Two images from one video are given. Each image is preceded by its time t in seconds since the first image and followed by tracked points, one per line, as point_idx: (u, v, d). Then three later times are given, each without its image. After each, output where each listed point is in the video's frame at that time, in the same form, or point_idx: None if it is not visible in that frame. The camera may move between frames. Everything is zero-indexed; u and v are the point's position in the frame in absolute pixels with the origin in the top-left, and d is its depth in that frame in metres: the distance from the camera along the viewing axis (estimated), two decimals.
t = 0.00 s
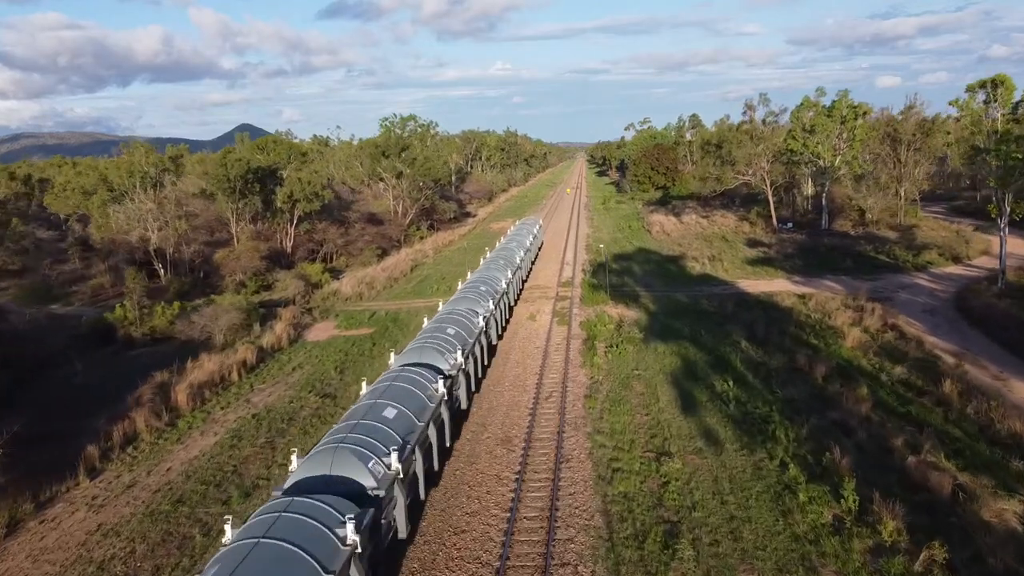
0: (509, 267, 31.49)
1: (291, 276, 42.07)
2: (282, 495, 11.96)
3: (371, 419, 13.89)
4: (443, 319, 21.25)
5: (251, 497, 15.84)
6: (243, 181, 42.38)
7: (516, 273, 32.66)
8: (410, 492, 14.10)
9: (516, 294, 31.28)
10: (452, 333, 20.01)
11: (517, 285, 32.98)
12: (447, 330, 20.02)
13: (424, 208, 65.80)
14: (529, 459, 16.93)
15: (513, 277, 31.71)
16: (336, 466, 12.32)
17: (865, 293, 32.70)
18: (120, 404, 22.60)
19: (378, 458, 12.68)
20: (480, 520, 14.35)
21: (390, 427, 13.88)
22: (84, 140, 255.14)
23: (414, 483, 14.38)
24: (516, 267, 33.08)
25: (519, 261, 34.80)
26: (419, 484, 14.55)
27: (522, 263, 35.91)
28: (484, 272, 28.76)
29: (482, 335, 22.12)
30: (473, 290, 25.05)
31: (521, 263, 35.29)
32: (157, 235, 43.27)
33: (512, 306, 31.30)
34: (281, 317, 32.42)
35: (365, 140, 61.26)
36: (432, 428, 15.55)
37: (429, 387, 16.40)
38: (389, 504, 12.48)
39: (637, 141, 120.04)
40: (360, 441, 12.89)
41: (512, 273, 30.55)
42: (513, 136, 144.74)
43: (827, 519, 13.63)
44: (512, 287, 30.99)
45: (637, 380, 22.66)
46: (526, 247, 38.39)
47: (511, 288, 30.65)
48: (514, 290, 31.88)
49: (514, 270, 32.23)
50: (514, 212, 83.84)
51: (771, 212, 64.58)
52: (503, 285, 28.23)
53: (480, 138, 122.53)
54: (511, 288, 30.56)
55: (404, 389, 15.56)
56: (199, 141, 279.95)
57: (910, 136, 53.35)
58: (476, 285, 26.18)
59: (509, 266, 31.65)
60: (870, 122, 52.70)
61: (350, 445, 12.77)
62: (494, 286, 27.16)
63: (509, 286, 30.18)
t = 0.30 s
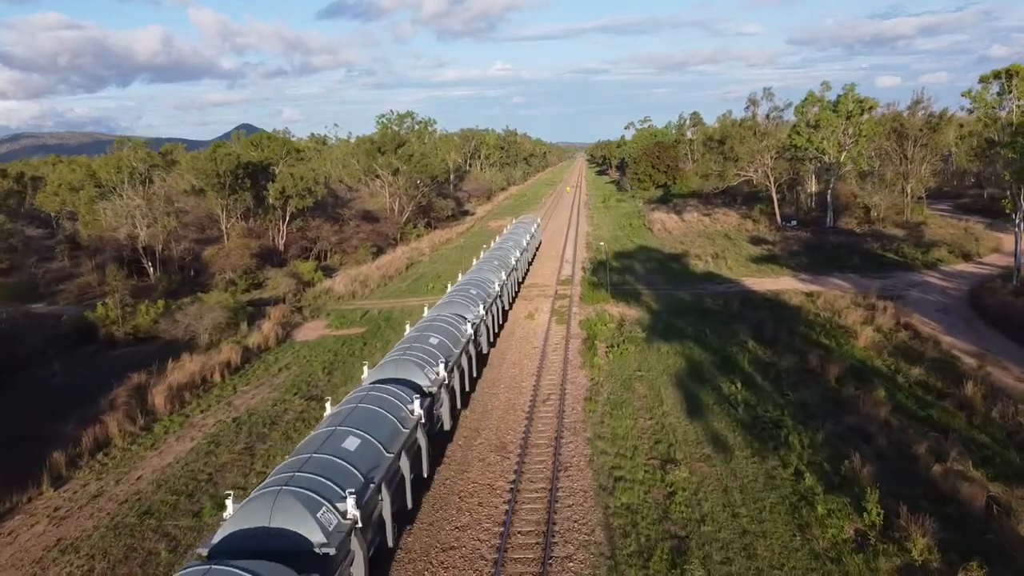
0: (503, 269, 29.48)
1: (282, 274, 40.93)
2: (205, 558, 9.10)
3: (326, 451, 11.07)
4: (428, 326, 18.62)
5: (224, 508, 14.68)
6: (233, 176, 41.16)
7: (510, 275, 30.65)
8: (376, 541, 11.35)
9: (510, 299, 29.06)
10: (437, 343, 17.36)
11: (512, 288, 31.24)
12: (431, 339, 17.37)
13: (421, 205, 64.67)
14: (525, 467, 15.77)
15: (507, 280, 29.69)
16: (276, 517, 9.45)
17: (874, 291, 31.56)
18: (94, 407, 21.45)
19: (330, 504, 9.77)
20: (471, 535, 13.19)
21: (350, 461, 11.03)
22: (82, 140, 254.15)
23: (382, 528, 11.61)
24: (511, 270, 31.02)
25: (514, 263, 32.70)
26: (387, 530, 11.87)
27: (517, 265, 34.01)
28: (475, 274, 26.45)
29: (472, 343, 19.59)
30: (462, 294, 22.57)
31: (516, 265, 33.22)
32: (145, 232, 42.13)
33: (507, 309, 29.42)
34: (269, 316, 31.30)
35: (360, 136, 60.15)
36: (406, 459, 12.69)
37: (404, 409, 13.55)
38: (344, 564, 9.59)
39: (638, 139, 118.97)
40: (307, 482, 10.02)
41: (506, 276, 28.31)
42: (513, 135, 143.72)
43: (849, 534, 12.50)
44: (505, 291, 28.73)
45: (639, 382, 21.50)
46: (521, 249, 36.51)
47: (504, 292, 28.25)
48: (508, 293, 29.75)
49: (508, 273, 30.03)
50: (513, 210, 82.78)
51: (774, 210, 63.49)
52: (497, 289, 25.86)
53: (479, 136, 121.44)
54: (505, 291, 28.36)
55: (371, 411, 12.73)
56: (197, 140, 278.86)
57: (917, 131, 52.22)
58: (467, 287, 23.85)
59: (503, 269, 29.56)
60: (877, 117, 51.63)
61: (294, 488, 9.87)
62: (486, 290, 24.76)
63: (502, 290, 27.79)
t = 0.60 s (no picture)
0: (495, 273, 27.84)
1: (273, 273, 39.76)
2: None
3: (261, 504, 9.52)
4: (404, 340, 17.00)
5: (194, 523, 13.51)
6: (223, 173, 39.94)
7: (504, 279, 29.05)
8: None
9: (503, 305, 27.43)
10: (412, 361, 15.73)
11: (506, 293, 29.73)
12: (406, 357, 15.75)
13: (417, 204, 63.47)
14: (520, 477, 14.64)
15: (500, 285, 28.08)
16: None
17: (886, 290, 30.40)
18: (66, 411, 20.28)
19: None
20: (459, 554, 12.04)
21: (290, 517, 9.46)
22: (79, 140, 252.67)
23: None
24: (504, 273, 29.44)
25: (508, 267, 31.04)
26: None
27: (511, 268, 32.45)
28: (463, 279, 24.80)
29: (455, 357, 17.97)
30: (447, 302, 20.93)
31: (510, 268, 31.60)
32: (133, 230, 40.94)
33: (501, 314, 27.86)
34: (257, 316, 30.14)
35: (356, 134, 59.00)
36: (365, 504, 11.16)
37: (365, 444, 11.96)
38: None
39: (638, 139, 117.77)
40: (229, 549, 8.43)
41: (498, 281, 26.65)
42: (512, 135, 142.48)
43: (875, 554, 11.35)
44: (498, 296, 27.06)
45: (642, 385, 20.36)
46: (517, 252, 34.94)
47: (497, 298, 26.63)
48: (501, 299, 28.11)
49: (500, 278, 28.37)
50: (513, 210, 81.55)
51: (777, 209, 62.35)
52: (487, 295, 24.20)
53: (478, 136, 120.11)
54: (497, 296, 26.69)
55: (323, 451, 11.18)
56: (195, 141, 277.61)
57: (925, 128, 51.08)
58: (453, 294, 22.22)
59: (495, 273, 27.91)
60: (883, 114, 50.50)
61: (211, 557, 8.26)
62: (475, 297, 23.11)
63: (494, 296, 26.12)
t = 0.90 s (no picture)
0: (488, 276, 25.91)
1: (264, 273, 38.61)
2: None
3: None
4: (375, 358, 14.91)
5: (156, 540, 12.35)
6: (211, 170, 38.73)
7: (497, 283, 27.06)
8: None
9: (497, 310, 25.45)
10: (381, 383, 13.64)
11: (501, 297, 27.85)
12: (373, 378, 13.64)
13: (414, 204, 62.32)
14: (515, 490, 13.50)
15: (494, 289, 26.16)
16: None
17: (897, 291, 29.24)
18: (33, 417, 19.08)
19: None
20: None
21: None
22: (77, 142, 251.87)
23: None
24: (498, 276, 27.48)
25: (502, 270, 29.03)
26: None
27: (507, 271, 30.52)
28: (451, 284, 22.75)
29: (435, 374, 15.92)
30: (430, 311, 18.86)
31: (504, 271, 29.60)
32: (120, 229, 39.80)
33: (496, 319, 26.03)
34: (244, 317, 28.99)
35: (351, 133, 57.90)
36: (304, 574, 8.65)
37: (311, 493, 9.55)
38: None
39: (638, 140, 116.63)
40: None
41: (490, 285, 24.60)
42: (512, 136, 141.38)
43: None
44: (490, 302, 25.04)
45: (646, 390, 19.16)
46: (513, 253, 33.03)
47: (489, 303, 24.57)
48: (495, 303, 26.14)
49: (494, 282, 26.35)
50: (512, 211, 80.40)
51: (781, 209, 61.24)
52: (476, 303, 22.17)
53: (477, 136, 118.99)
54: (489, 302, 24.72)
55: (251, 506, 8.69)
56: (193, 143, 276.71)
57: (932, 126, 49.97)
58: (438, 300, 20.20)
59: (488, 277, 25.95)
60: (890, 111, 49.37)
61: None
62: (462, 304, 21.06)
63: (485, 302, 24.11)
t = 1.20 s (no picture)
0: (479, 279, 23.71)
1: (253, 273, 37.46)
2: None
3: None
4: (334, 379, 12.45)
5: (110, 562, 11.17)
6: (200, 167, 37.55)
7: (490, 286, 24.83)
8: None
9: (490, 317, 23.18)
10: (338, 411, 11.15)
11: (494, 303, 25.64)
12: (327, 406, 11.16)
13: (410, 204, 61.20)
14: (507, 506, 12.31)
15: (486, 292, 23.97)
16: None
17: (909, 291, 28.10)
18: None
19: None
20: None
21: None
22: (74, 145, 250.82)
23: None
24: (492, 278, 25.25)
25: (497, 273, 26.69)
26: None
27: (502, 274, 28.26)
28: (435, 289, 20.40)
29: (408, 396, 13.39)
30: (409, 320, 16.48)
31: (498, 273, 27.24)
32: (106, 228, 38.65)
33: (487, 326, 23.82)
34: (229, 318, 27.84)
35: (347, 131, 56.83)
36: None
37: None
38: None
39: (639, 141, 115.60)
40: None
41: (481, 289, 22.23)
42: (511, 138, 140.32)
43: None
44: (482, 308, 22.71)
45: (650, 395, 17.99)
46: (508, 256, 30.84)
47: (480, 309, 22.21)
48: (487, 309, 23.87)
49: (487, 287, 24.01)
50: (511, 212, 79.28)
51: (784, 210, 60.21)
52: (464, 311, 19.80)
53: (476, 138, 117.90)
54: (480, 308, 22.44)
55: None
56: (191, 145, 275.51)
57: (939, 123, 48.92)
58: (418, 308, 17.70)
59: (479, 280, 23.69)
60: (896, 108, 48.34)
61: None
62: (447, 311, 18.71)
63: (475, 309, 21.73)
